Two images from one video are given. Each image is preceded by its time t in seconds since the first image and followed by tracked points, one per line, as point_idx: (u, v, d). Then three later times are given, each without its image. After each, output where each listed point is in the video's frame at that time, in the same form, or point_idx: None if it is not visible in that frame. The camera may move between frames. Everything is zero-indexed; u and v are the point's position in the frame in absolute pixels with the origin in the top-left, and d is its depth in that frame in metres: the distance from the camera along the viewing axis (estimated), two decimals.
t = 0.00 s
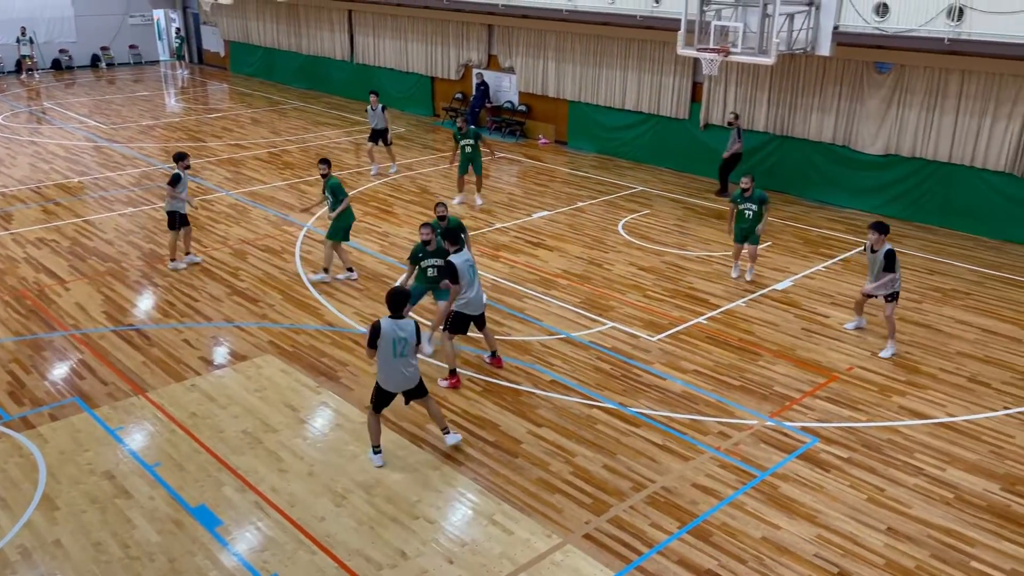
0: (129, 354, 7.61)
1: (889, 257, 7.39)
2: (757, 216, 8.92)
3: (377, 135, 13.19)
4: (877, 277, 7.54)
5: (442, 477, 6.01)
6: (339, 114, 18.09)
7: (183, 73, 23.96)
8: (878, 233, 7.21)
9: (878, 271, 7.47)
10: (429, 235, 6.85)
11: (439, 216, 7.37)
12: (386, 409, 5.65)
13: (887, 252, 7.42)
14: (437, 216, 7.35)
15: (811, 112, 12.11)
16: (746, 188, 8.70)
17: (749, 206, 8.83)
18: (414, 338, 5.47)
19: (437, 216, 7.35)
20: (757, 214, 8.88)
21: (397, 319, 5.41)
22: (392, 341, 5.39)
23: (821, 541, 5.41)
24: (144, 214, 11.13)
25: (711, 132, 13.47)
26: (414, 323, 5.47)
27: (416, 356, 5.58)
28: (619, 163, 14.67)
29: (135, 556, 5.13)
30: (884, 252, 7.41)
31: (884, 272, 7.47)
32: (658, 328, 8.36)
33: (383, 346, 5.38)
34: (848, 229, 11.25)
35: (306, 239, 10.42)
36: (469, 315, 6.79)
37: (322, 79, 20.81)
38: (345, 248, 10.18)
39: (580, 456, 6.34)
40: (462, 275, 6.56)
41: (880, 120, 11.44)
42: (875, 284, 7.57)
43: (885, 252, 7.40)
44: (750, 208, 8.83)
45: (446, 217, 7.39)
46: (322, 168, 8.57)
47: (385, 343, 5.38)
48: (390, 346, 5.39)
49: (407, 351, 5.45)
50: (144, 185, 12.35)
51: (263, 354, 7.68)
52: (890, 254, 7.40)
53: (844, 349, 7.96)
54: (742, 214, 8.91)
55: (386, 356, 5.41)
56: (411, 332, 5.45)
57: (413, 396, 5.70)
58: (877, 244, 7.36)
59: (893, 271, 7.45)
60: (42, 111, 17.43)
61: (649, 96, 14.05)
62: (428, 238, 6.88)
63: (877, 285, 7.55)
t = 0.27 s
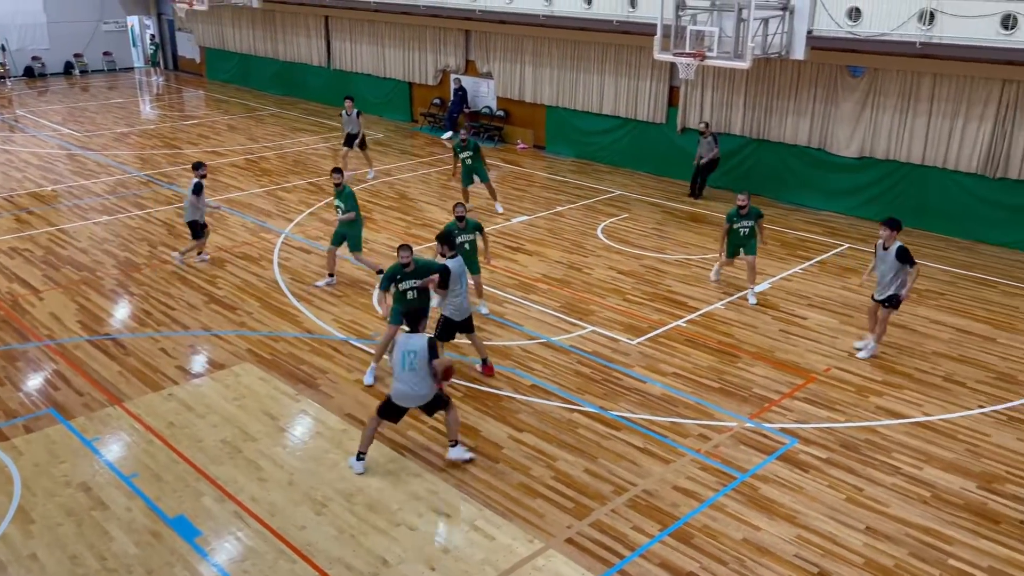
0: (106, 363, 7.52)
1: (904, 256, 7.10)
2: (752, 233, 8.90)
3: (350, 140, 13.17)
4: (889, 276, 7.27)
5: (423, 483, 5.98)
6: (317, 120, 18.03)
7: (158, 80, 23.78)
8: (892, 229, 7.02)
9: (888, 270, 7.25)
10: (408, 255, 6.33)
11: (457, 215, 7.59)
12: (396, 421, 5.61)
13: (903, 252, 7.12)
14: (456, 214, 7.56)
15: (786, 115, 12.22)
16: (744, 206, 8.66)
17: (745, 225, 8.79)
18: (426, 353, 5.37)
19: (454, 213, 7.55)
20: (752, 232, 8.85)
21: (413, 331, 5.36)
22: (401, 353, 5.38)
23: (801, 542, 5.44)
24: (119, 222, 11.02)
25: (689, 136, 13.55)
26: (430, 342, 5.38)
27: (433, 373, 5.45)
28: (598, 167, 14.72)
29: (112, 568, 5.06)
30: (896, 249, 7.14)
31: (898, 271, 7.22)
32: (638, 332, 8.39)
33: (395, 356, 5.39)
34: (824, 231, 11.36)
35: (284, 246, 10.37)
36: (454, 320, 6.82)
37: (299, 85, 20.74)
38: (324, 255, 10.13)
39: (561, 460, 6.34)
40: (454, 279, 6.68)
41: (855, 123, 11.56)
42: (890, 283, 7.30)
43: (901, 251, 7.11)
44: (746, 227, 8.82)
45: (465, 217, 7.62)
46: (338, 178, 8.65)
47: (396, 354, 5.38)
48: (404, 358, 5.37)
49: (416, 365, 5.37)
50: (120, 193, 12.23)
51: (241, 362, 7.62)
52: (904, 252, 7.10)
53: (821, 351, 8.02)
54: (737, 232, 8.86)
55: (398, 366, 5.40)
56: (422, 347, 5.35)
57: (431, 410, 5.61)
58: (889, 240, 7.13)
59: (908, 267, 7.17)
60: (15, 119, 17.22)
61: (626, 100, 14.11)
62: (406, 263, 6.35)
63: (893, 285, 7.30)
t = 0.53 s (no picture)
0: (81, 375, 7.43)
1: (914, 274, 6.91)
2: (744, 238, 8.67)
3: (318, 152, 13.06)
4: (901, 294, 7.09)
5: (405, 491, 5.95)
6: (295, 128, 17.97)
7: (134, 88, 23.59)
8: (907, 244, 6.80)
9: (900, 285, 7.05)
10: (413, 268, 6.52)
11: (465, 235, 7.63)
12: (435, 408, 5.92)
13: (914, 270, 6.91)
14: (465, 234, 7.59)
15: (762, 120, 12.33)
16: (730, 208, 8.47)
17: (734, 229, 8.56)
18: (478, 355, 5.65)
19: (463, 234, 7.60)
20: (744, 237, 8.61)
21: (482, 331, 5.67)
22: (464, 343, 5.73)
23: (781, 544, 5.47)
24: (95, 232, 10.91)
25: (667, 141, 13.63)
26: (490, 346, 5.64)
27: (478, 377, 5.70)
28: (577, 173, 14.77)
29: None
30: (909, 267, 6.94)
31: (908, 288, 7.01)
32: (618, 336, 8.41)
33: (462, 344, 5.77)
34: (801, 235, 11.46)
35: (263, 254, 10.31)
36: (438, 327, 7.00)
37: (277, 92, 20.66)
38: (303, 263, 10.08)
39: (543, 466, 6.34)
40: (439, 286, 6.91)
41: (830, 128, 11.69)
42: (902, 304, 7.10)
43: (913, 268, 6.91)
44: (735, 231, 8.58)
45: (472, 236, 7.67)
46: (360, 190, 8.91)
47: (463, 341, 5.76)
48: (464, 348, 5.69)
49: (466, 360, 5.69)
50: (95, 202, 12.11)
51: (220, 372, 7.55)
52: (916, 270, 6.89)
53: (799, 353, 8.09)
54: (728, 238, 8.63)
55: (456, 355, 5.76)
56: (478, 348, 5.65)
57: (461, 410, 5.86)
58: (906, 255, 6.90)
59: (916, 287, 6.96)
60: None
61: (604, 106, 14.17)
62: (411, 275, 6.52)
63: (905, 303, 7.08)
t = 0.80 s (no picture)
0: (57, 388, 7.34)
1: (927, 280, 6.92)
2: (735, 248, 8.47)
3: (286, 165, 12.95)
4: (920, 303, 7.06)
5: (386, 501, 5.92)
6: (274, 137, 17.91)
7: (110, 97, 23.41)
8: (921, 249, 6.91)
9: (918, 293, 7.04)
10: (435, 284, 6.53)
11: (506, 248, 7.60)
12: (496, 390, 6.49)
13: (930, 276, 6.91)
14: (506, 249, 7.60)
15: (740, 126, 12.43)
16: (717, 222, 8.29)
17: (722, 243, 8.37)
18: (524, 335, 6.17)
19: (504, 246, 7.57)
20: (733, 250, 8.41)
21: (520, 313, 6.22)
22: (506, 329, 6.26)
23: (763, 548, 5.49)
24: (70, 243, 10.80)
25: (646, 148, 13.70)
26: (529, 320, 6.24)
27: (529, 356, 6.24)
28: (557, 180, 14.82)
29: None
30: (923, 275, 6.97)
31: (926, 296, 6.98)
32: (599, 342, 8.43)
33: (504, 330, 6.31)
34: (780, 240, 11.55)
35: (241, 264, 10.25)
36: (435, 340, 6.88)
37: (255, 101, 20.61)
38: (282, 272, 10.04)
39: (525, 473, 6.32)
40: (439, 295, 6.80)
41: (806, 134, 11.79)
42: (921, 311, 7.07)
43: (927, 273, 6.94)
44: (724, 245, 8.39)
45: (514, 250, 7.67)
46: (383, 191, 8.98)
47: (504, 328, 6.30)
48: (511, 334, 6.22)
49: (512, 344, 6.21)
50: (70, 213, 11.99)
51: (199, 383, 7.48)
52: (929, 275, 6.91)
53: (778, 358, 8.14)
54: (716, 253, 8.45)
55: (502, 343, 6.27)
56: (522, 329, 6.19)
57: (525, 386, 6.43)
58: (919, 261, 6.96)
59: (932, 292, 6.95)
60: None
61: (583, 113, 14.23)
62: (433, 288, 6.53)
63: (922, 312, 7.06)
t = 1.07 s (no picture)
0: (35, 402, 7.24)
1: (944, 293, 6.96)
2: (737, 261, 8.43)
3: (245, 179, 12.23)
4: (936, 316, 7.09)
5: (370, 512, 5.88)
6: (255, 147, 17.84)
7: (88, 108, 23.24)
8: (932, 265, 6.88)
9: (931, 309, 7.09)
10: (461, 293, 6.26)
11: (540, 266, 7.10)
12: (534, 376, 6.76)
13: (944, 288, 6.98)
14: (545, 264, 7.01)
15: (720, 134, 12.52)
16: (721, 234, 8.23)
17: (724, 255, 8.38)
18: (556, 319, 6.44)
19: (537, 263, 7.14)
20: (734, 263, 8.39)
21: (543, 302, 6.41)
22: (537, 321, 6.42)
23: (747, 554, 5.50)
24: (48, 255, 10.69)
25: (628, 156, 13.76)
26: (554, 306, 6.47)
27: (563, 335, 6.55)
28: (539, 188, 14.85)
29: None
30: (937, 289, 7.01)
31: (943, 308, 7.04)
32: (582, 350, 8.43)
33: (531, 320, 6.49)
34: (760, 246, 11.62)
35: (222, 274, 10.19)
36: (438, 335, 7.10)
37: (236, 110, 20.55)
38: (263, 282, 9.99)
39: (509, 483, 6.30)
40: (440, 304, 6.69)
41: (786, 141, 11.90)
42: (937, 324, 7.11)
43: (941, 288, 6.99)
44: (725, 257, 8.39)
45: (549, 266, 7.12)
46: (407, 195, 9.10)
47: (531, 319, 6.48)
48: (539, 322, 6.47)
49: (548, 329, 6.47)
50: (48, 225, 11.87)
51: (179, 396, 7.41)
52: (942, 290, 6.96)
53: (760, 364, 8.18)
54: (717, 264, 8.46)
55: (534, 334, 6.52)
56: (553, 315, 6.42)
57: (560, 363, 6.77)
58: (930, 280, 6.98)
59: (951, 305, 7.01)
60: None
61: (564, 121, 14.28)
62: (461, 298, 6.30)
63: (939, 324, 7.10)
